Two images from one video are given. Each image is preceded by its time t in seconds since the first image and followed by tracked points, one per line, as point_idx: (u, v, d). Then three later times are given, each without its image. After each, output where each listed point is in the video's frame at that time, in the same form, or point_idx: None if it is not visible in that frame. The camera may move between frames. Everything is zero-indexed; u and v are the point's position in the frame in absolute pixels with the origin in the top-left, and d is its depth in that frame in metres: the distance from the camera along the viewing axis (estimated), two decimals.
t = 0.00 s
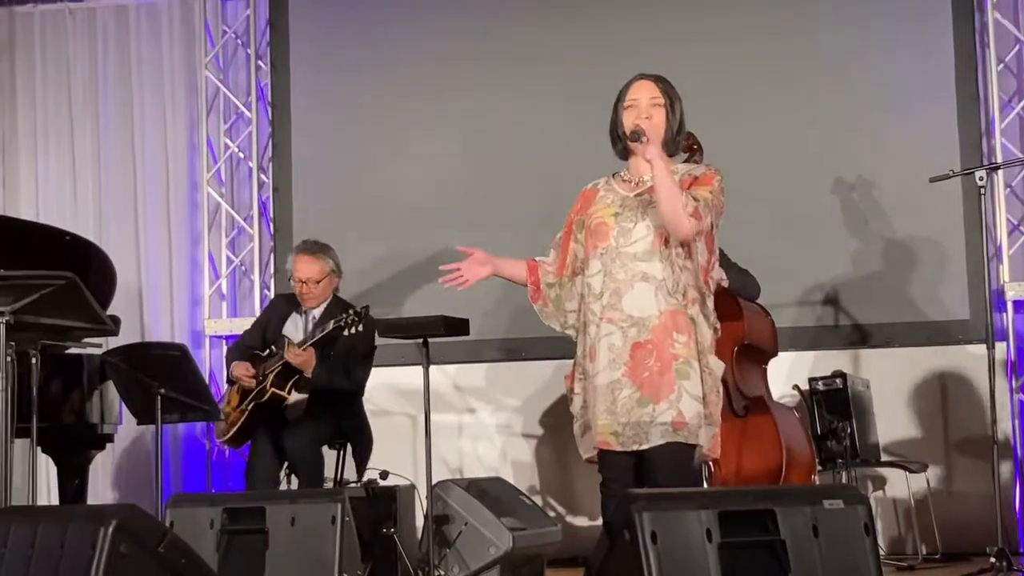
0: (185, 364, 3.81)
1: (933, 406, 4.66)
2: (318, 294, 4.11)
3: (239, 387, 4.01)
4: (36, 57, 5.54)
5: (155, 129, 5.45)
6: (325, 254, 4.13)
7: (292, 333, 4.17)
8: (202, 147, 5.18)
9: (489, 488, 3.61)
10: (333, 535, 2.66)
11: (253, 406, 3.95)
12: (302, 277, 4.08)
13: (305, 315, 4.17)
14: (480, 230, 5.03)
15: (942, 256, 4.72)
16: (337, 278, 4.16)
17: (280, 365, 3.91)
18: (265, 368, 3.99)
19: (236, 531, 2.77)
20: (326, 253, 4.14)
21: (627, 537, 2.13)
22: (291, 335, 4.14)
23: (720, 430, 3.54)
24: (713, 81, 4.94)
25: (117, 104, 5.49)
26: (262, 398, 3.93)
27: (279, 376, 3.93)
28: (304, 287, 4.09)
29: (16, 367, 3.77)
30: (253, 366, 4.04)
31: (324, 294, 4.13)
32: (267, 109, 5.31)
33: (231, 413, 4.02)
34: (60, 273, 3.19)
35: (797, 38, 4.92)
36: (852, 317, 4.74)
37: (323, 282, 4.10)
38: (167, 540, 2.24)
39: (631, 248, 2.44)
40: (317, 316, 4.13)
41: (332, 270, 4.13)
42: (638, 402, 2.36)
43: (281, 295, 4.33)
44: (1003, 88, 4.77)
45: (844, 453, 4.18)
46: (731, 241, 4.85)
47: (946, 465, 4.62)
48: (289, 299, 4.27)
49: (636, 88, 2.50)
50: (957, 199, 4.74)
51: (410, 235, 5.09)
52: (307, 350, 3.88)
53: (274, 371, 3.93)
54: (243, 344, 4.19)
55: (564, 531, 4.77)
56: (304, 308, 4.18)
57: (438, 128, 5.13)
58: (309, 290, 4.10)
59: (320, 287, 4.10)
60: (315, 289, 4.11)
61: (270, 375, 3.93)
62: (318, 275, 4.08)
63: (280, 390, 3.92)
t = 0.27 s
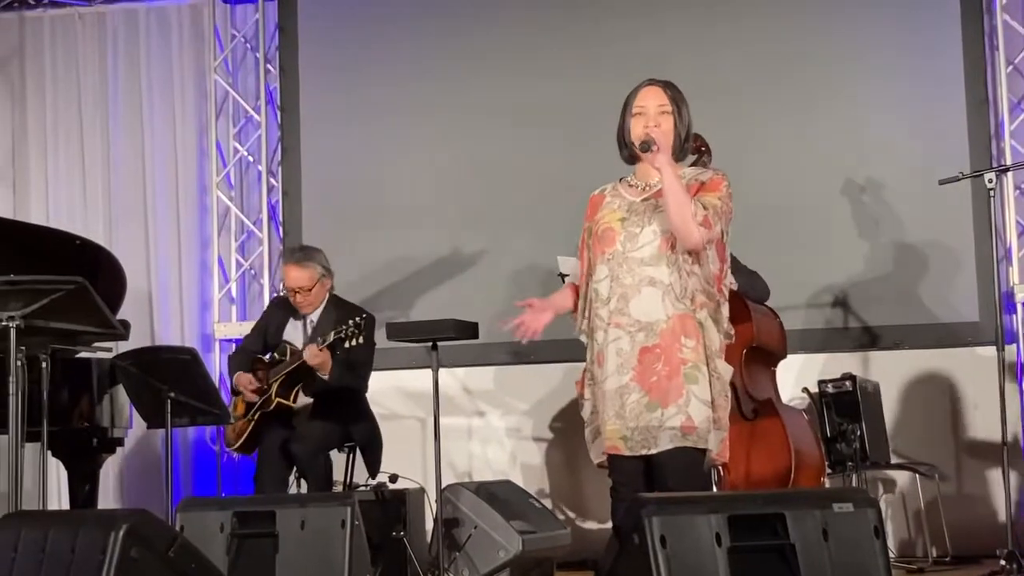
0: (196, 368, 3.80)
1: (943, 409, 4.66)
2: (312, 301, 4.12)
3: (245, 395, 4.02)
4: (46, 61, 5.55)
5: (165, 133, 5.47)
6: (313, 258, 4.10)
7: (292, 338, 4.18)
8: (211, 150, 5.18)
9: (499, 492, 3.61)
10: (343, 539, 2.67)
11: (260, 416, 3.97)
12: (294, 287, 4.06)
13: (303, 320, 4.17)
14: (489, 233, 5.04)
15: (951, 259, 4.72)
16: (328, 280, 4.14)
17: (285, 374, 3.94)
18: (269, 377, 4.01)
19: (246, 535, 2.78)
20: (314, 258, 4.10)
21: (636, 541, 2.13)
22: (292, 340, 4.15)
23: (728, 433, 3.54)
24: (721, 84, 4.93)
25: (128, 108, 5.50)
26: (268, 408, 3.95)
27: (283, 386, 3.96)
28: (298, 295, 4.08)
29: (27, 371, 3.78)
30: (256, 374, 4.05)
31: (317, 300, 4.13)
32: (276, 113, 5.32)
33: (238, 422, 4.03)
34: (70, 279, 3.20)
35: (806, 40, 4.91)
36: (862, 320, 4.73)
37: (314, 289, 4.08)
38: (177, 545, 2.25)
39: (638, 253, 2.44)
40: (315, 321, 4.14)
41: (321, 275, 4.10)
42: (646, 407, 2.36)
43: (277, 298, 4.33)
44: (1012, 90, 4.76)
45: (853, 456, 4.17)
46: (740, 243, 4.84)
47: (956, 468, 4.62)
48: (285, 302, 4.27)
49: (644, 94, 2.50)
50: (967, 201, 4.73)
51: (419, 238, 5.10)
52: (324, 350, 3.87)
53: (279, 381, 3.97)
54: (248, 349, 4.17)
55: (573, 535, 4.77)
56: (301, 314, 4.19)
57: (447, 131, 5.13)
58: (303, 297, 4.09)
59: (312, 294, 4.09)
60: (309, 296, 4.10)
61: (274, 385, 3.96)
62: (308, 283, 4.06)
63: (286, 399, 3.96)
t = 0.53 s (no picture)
0: (203, 370, 3.77)
1: (952, 410, 4.64)
2: (312, 301, 4.11)
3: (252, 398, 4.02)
4: (53, 64, 5.56)
5: (172, 135, 5.47)
6: (313, 259, 4.10)
7: (291, 341, 4.17)
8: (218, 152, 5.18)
9: (507, 493, 3.61)
10: (350, 540, 2.67)
11: (264, 421, 3.96)
12: (294, 287, 4.05)
13: (303, 322, 4.17)
14: (496, 235, 5.04)
15: (959, 259, 4.71)
16: (327, 281, 4.14)
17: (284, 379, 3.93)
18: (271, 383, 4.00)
19: (254, 536, 2.78)
20: (314, 259, 4.10)
21: (644, 541, 2.13)
22: (291, 343, 4.14)
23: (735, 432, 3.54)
24: (728, 85, 4.93)
25: (135, 110, 5.50)
26: (271, 413, 3.93)
27: (284, 391, 3.94)
28: (298, 295, 4.08)
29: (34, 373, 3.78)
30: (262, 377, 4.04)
31: (317, 300, 4.13)
32: (283, 115, 5.32)
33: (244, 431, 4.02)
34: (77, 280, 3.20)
35: (812, 41, 4.91)
36: (870, 321, 4.72)
37: (314, 288, 4.08)
38: (185, 546, 2.24)
39: (645, 251, 2.44)
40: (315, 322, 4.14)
41: (321, 275, 4.10)
42: (655, 404, 2.36)
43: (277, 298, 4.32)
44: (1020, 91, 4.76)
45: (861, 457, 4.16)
46: (747, 245, 4.84)
47: (965, 469, 4.61)
48: (284, 302, 4.27)
49: (644, 98, 2.50)
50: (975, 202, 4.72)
51: (426, 240, 5.10)
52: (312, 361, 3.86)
53: (280, 387, 3.95)
54: (248, 351, 4.19)
55: (581, 537, 4.76)
56: (301, 316, 4.18)
57: (453, 133, 5.13)
58: (303, 298, 4.09)
59: (313, 294, 4.09)
60: (309, 296, 4.09)
61: (276, 392, 3.95)
62: (308, 282, 4.06)
63: (288, 406, 3.93)
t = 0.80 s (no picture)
0: (207, 371, 3.77)
1: (958, 411, 4.64)
2: (318, 302, 4.12)
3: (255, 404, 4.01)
4: (59, 66, 5.57)
5: (178, 137, 5.48)
6: (318, 261, 4.11)
7: (296, 344, 4.20)
8: (224, 154, 5.19)
9: (513, 494, 3.61)
10: (357, 541, 2.67)
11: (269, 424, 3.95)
12: (300, 287, 4.06)
13: (307, 324, 4.20)
14: (501, 236, 5.04)
15: (964, 260, 4.71)
16: (332, 282, 4.16)
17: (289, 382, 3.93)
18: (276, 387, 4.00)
19: (260, 538, 2.78)
20: (319, 260, 4.12)
21: (650, 543, 2.13)
22: (296, 346, 4.17)
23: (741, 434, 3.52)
24: (733, 86, 4.93)
25: (140, 111, 5.51)
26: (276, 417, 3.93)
27: (290, 394, 3.94)
28: (304, 296, 4.08)
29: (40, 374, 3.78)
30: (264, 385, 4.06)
31: (323, 302, 4.14)
32: (288, 117, 5.32)
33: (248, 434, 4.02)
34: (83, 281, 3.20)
35: (818, 41, 4.91)
36: (875, 322, 4.72)
37: (321, 289, 4.09)
38: (191, 547, 2.25)
39: (650, 254, 2.45)
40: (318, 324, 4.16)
41: (328, 275, 4.12)
42: (662, 406, 2.36)
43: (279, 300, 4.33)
44: None
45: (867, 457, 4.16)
46: (753, 245, 4.84)
47: (971, 469, 4.60)
48: (286, 305, 4.28)
49: (641, 106, 2.51)
50: (980, 202, 4.72)
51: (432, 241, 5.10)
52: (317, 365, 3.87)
53: (285, 390, 3.95)
54: (252, 355, 4.19)
55: (587, 538, 4.76)
56: (305, 317, 4.21)
57: (459, 134, 5.13)
58: (310, 298, 4.09)
59: (320, 294, 4.10)
60: (316, 297, 4.10)
61: (281, 395, 3.94)
62: (316, 282, 4.07)
63: (294, 408, 3.93)
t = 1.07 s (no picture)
0: (211, 373, 3.79)
1: (961, 412, 4.64)
2: (328, 301, 4.12)
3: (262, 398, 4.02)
4: (63, 67, 5.58)
5: (181, 138, 5.48)
6: (330, 261, 4.11)
7: (303, 343, 4.18)
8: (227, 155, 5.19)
9: (516, 495, 3.62)
10: (361, 542, 2.68)
11: (274, 422, 3.98)
12: (311, 286, 4.07)
13: (316, 322, 4.18)
14: (504, 237, 5.04)
15: (967, 260, 4.71)
16: (342, 282, 4.17)
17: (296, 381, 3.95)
18: (282, 383, 4.01)
19: (264, 538, 2.79)
20: (331, 260, 4.12)
21: (653, 544, 2.14)
22: (303, 344, 4.15)
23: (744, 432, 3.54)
24: (736, 86, 4.93)
25: (144, 113, 5.52)
26: (282, 415, 3.96)
27: (296, 392, 3.97)
28: (314, 295, 4.09)
29: (43, 375, 3.79)
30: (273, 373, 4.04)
31: (333, 301, 4.14)
32: (292, 118, 5.33)
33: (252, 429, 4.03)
34: (87, 282, 3.21)
35: (821, 41, 4.91)
36: (878, 322, 4.72)
37: (332, 289, 4.10)
38: (195, 548, 2.25)
39: (651, 259, 2.45)
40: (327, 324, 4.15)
41: (338, 276, 4.13)
42: (664, 410, 2.36)
43: (289, 300, 4.32)
44: None
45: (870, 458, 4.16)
46: (756, 246, 4.84)
47: (974, 470, 4.60)
48: (295, 303, 4.27)
49: (639, 109, 2.52)
50: (984, 203, 4.72)
51: (435, 242, 5.11)
52: (325, 362, 3.84)
53: (291, 387, 3.98)
54: (259, 353, 4.16)
55: (590, 538, 4.76)
56: (315, 316, 4.20)
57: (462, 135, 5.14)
58: (319, 298, 4.10)
59: (330, 294, 4.10)
60: (326, 297, 4.11)
61: (287, 392, 3.97)
62: (325, 282, 4.07)
63: (299, 405, 3.96)
